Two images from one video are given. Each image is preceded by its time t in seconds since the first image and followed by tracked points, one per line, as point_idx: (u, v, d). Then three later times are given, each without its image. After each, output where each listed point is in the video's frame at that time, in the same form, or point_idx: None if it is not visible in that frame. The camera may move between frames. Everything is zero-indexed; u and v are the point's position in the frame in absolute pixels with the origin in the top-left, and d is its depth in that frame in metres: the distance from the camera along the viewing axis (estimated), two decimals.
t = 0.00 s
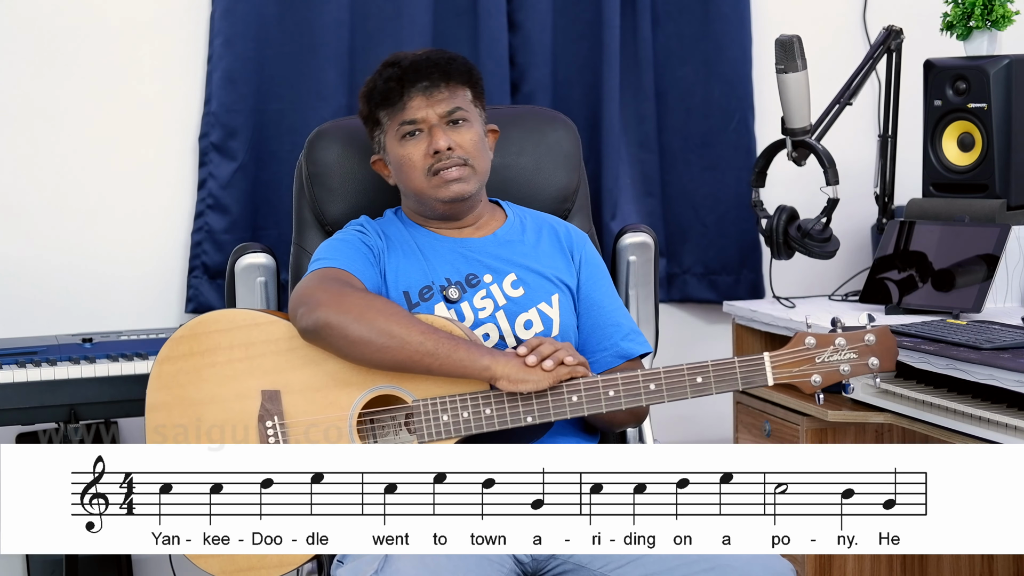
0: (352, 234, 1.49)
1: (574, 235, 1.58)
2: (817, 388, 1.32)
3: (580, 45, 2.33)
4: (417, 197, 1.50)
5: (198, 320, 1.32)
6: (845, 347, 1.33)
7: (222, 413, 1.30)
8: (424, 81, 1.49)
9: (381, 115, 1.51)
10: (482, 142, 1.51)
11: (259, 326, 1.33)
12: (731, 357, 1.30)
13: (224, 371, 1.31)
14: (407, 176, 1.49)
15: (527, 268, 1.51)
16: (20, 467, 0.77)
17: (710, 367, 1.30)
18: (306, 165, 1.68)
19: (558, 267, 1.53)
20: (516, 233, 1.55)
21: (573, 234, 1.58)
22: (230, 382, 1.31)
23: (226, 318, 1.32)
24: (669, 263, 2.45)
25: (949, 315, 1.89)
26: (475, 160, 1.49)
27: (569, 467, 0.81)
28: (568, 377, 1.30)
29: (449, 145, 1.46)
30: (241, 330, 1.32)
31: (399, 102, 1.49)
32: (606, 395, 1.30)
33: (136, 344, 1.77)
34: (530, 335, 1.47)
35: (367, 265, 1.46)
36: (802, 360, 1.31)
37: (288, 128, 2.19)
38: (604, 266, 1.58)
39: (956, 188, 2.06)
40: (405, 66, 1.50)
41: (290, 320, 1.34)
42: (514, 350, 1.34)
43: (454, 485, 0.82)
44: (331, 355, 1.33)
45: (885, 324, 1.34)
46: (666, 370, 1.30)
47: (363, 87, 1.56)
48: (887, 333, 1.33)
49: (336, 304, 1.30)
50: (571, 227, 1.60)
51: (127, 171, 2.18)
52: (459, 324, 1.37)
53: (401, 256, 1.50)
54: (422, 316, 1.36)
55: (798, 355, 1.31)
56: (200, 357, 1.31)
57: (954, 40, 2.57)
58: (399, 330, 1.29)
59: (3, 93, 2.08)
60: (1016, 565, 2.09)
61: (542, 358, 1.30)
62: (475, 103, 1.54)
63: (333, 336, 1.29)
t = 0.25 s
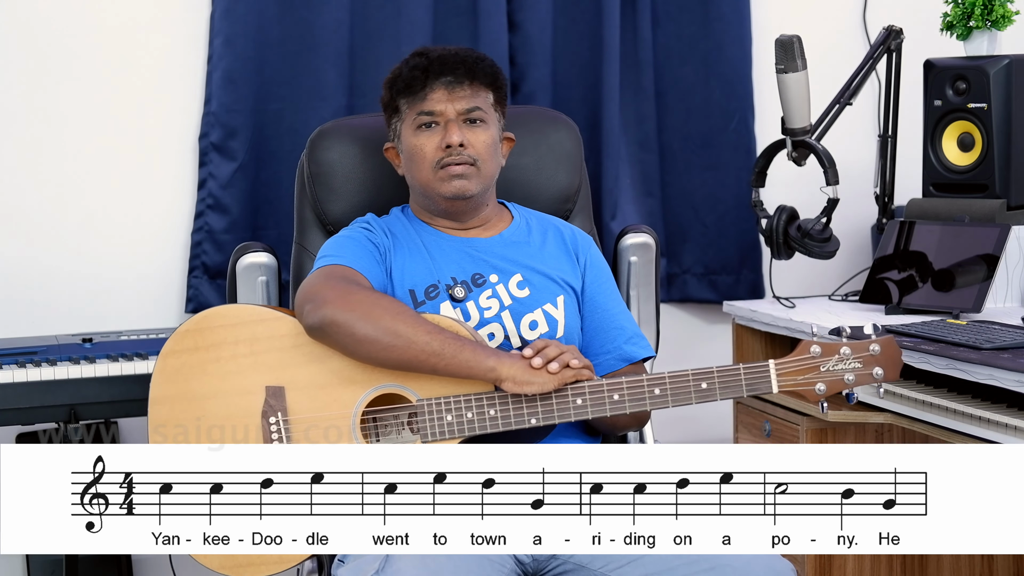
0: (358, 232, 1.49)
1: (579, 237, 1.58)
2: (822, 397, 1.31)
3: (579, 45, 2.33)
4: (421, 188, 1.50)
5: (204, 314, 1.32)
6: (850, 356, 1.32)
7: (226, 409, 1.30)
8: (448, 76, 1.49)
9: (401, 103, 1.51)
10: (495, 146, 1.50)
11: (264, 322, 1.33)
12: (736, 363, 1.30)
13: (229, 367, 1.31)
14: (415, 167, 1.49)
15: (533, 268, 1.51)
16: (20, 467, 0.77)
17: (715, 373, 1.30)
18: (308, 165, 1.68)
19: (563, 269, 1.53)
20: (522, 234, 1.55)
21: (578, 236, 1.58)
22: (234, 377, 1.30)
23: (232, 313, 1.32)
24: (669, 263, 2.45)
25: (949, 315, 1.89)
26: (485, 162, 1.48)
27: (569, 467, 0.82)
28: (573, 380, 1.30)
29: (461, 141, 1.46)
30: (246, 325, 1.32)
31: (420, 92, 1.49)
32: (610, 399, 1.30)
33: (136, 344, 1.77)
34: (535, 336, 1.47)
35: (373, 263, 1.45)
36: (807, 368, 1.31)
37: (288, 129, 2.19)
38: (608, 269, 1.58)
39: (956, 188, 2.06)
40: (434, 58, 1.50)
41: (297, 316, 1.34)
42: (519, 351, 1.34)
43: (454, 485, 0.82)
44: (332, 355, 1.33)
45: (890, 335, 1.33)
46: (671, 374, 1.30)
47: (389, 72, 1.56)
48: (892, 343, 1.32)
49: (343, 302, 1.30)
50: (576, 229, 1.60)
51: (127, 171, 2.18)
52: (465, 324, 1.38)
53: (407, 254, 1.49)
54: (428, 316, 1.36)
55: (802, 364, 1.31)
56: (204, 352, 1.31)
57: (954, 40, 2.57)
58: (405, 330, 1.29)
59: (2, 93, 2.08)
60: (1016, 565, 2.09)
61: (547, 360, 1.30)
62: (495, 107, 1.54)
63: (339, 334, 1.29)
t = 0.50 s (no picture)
0: (361, 231, 1.49)
1: (581, 238, 1.58)
2: (824, 402, 1.32)
3: (579, 45, 2.33)
4: (425, 187, 1.50)
5: (207, 311, 1.32)
6: (852, 361, 1.32)
7: (228, 406, 1.30)
8: (455, 76, 1.50)
9: (407, 101, 1.52)
10: (500, 147, 1.50)
11: (268, 320, 1.32)
12: (739, 368, 1.30)
13: (231, 364, 1.31)
14: (420, 165, 1.49)
15: (535, 269, 1.51)
16: (19, 467, 0.77)
17: (717, 377, 1.29)
18: (309, 165, 1.68)
19: (566, 270, 1.53)
20: (525, 235, 1.55)
21: (581, 237, 1.58)
22: (236, 374, 1.30)
23: (236, 310, 1.32)
24: (669, 263, 2.45)
25: (949, 315, 1.89)
26: (489, 162, 1.48)
27: (569, 467, 0.82)
28: (576, 382, 1.30)
29: (467, 141, 1.46)
30: (250, 323, 1.32)
31: (426, 90, 1.49)
32: (613, 401, 1.30)
33: (136, 344, 1.77)
34: (537, 337, 1.47)
35: (375, 262, 1.45)
36: (810, 373, 1.31)
37: (288, 129, 2.19)
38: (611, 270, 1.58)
39: (956, 188, 2.06)
40: (441, 58, 1.51)
41: (301, 314, 1.34)
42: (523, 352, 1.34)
43: (454, 485, 0.82)
44: (333, 354, 1.33)
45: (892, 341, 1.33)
46: (674, 378, 1.30)
47: (395, 70, 1.56)
48: (894, 351, 1.32)
49: (348, 301, 1.30)
50: (579, 230, 1.60)
51: (128, 171, 2.18)
52: (468, 324, 1.38)
53: (410, 254, 1.49)
54: (432, 316, 1.36)
55: (805, 369, 1.31)
56: (207, 349, 1.31)
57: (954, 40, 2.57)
58: (409, 330, 1.29)
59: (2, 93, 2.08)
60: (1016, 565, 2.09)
61: (551, 362, 1.30)
62: (500, 108, 1.54)
63: (343, 333, 1.29)
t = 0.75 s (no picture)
0: (358, 233, 1.49)
1: (578, 238, 1.58)
2: (820, 394, 1.32)
3: (579, 45, 2.33)
4: (422, 191, 1.50)
5: (203, 315, 1.32)
6: (849, 353, 1.32)
7: (226, 409, 1.29)
8: (455, 80, 1.49)
9: (405, 103, 1.51)
10: (498, 152, 1.51)
11: (264, 323, 1.33)
12: (736, 361, 1.30)
13: (228, 367, 1.30)
14: (418, 169, 1.49)
15: (532, 270, 1.51)
16: (19, 467, 0.77)
17: (714, 371, 1.30)
18: (308, 165, 1.68)
19: (563, 270, 1.53)
20: (521, 235, 1.55)
21: (577, 237, 1.58)
22: (233, 377, 1.30)
23: (232, 313, 1.32)
24: (670, 263, 2.45)
25: (949, 315, 1.89)
26: (487, 169, 1.49)
27: (569, 467, 0.82)
28: (572, 379, 1.30)
29: (466, 148, 1.46)
30: (246, 326, 1.32)
31: (426, 95, 1.48)
32: (610, 397, 1.30)
33: (136, 344, 1.77)
34: (534, 337, 1.47)
35: (372, 264, 1.45)
36: (807, 365, 1.32)
37: (288, 129, 2.19)
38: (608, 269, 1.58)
39: (956, 188, 2.06)
40: (441, 61, 1.50)
41: (297, 317, 1.34)
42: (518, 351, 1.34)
43: (454, 485, 0.82)
44: (331, 355, 1.33)
45: (889, 332, 1.34)
46: (670, 373, 1.30)
47: (394, 68, 1.55)
48: (891, 342, 1.33)
49: (343, 302, 1.30)
50: (576, 230, 1.60)
51: (127, 171, 2.18)
52: (464, 324, 1.38)
53: (407, 255, 1.49)
54: (428, 316, 1.36)
55: (802, 361, 1.31)
56: (204, 352, 1.31)
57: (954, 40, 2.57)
58: (405, 330, 1.29)
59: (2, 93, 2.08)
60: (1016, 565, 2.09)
61: (547, 359, 1.30)
62: (499, 112, 1.54)
63: (339, 334, 1.29)
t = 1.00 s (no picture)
0: (354, 235, 1.49)
1: (574, 236, 1.58)
2: (818, 387, 1.32)
3: (579, 45, 2.33)
4: (421, 188, 1.50)
5: (199, 320, 1.32)
6: (845, 345, 1.34)
7: (224, 413, 1.29)
8: (462, 81, 1.49)
9: (410, 100, 1.51)
10: (499, 155, 1.51)
11: (260, 326, 1.33)
12: (732, 356, 1.30)
13: (225, 371, 1.30)
14: (419, 167, 1.49)
15: (529, 270, 1.51)
16: (19, 467, 0.77)
17: (710, 366, 1.30)
18: (307, 165, 1.68)
19: (559, 269, 1.53)
20: (518, 235, 1.55)
21: (573, 235, 1.58)
22: (230, 381, 1.30)
23: (227, 317, 1.32)
24: (669, 263, 2.45)
25: (948, 315, 1.89)
26: (488, 171, 1.49)
27: (569, 467, 0.82)
28: (569, 376, 1.30)
29: (469, 148, 1.46)
30: (242, 329, 1.32)
31: (432, 93, 1.48)
32: (607, 394, 1.30)
33: (136, 344, 1.77)
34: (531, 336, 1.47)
35: (368, 265, 1.45)
36: (803, 359, 1.32)
37: (288, 129, 2.19)
38: (604, 267, 1.58)
39: (956, 188, 2.06)
40: (451, 61, 1.50)
41: (292, 319, 1.34)
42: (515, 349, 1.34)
43: (454, 485, 0.82)
44: (330, 355, 1.33)
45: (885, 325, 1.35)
46: (666, 369, 1.30)
47: (401, 63, 1.55)
48: (887, 333, 1.34)
49: (338, 304, 1.30)
50: (571, 228, 1.60)
51: (127, 171, 2.18)
52: (460, 324, 1.37)
53: (402, 257, 1.49)
54: (423, 316, 1.36)
55: (798, 354, 1.32)
56: (201, 357, 1.31)
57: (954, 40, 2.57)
58: (400, 330, 1.29)
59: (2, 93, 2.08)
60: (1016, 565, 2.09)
61: (543, 357, 1.30)
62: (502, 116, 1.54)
63: (334, 336, 1.29)
